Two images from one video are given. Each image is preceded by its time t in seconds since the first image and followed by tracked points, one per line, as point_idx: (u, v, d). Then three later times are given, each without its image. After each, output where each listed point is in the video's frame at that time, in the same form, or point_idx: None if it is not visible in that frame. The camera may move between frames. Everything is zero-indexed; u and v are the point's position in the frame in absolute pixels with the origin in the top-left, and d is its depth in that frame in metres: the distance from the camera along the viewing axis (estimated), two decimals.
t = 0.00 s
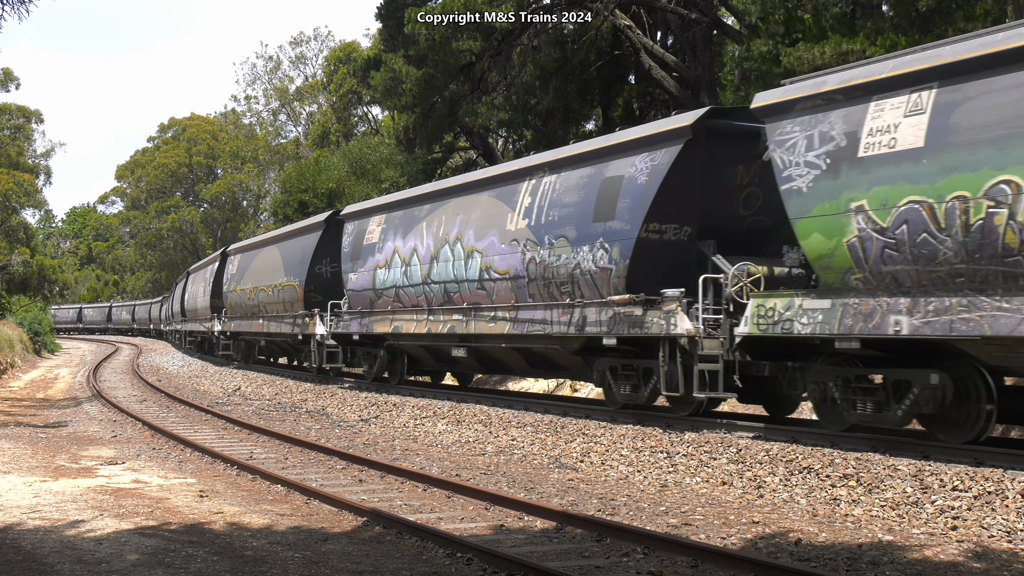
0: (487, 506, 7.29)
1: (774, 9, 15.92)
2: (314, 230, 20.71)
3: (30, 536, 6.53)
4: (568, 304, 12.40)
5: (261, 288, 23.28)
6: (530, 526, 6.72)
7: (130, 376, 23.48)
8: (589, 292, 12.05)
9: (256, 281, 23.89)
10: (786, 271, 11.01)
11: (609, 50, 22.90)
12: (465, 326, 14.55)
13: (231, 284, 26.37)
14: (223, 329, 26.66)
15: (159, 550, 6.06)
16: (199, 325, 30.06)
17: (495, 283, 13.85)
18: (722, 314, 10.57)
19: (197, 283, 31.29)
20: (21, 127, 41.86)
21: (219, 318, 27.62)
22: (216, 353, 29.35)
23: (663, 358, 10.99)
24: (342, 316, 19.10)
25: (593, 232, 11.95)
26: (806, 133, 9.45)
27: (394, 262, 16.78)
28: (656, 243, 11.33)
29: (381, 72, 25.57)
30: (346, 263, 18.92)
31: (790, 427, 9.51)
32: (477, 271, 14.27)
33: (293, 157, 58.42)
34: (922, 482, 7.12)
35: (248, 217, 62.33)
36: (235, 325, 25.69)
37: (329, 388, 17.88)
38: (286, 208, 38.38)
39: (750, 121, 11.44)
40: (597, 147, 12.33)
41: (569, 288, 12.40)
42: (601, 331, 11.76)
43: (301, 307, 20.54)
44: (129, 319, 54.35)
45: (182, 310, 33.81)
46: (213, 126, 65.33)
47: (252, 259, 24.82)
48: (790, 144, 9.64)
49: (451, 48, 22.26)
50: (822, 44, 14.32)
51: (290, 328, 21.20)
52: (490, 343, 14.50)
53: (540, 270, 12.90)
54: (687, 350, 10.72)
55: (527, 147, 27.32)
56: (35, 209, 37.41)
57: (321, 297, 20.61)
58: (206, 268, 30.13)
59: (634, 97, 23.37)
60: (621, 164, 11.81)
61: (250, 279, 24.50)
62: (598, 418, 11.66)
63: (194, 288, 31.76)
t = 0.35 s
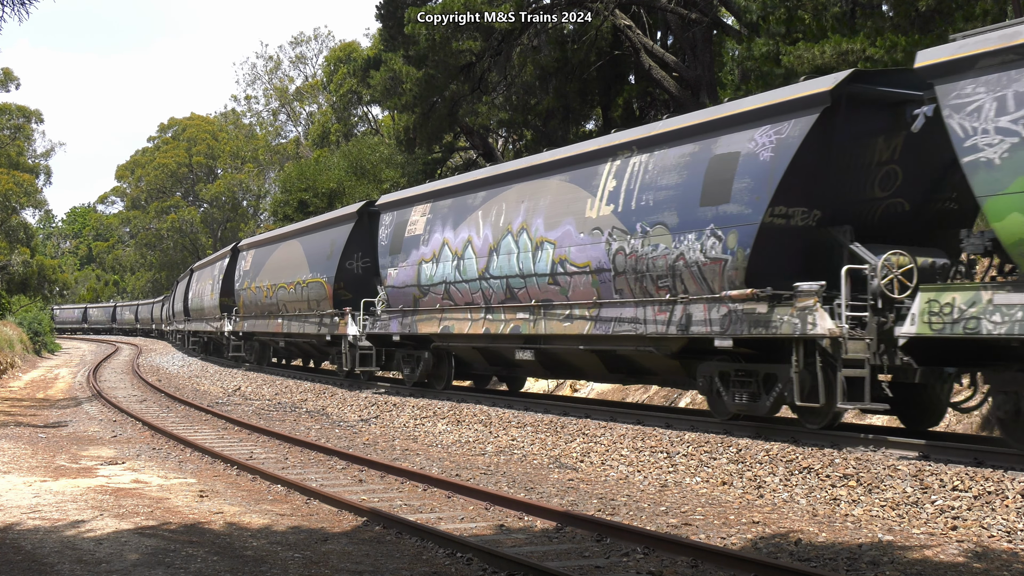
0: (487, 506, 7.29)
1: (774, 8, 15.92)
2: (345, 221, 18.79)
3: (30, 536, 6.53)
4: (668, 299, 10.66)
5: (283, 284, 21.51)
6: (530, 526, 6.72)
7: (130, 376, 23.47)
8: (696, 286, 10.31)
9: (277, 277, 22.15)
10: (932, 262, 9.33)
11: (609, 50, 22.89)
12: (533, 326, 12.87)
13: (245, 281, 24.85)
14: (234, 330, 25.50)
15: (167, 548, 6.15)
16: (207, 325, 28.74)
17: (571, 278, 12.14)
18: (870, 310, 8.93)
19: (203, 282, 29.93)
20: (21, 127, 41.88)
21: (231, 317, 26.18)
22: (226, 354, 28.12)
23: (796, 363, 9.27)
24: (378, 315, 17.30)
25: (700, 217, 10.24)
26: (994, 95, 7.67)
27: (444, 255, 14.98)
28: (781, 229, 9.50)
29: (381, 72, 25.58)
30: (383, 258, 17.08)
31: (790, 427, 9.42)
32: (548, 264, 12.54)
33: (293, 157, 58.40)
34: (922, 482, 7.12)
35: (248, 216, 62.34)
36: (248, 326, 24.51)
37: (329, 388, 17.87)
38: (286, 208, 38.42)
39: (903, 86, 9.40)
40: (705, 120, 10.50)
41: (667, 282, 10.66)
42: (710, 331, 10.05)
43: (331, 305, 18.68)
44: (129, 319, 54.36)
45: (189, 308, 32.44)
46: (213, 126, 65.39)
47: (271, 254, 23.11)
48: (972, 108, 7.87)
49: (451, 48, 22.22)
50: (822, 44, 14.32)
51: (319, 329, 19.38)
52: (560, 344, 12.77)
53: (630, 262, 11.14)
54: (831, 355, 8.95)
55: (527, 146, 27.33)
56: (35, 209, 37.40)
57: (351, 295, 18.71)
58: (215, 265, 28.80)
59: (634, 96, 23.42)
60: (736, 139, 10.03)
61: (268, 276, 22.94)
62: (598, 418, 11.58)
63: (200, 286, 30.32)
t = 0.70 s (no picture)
0: (487, 506, 7.29)
1: (774, 8, 15.91)
2: (384, 211, 17.07)
3: (30, 536, 6.53)
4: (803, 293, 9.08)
5: (311, 279, 19.88)
6: (530, 526, 6.72)
7: (130, 376, 23.47)
8: (841, 278, 8.73)
9: (303, 271, 20.51)
10: None
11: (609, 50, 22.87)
12: (620, 326, 11.25)
13: (263, 276, 23.33)
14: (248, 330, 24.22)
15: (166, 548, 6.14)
16: (216, 324, 27.46)
17: (670, 272, 10.56)
18: None
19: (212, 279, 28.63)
20: (21, 127, 41.88)
21: (244, 316, 24.73)
22: (237, 355, 26.83)
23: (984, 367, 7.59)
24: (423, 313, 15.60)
25: (846, 198, 8.65)
26: None
27: (507, 245, 13.35)
28: (958, 209, 7.95)
29: (381, 72, 25.58)
30: (433, 250, 15.46)
31: (790, 427, 9.42)
32: (642, 255, 10.92)
33: (293, 157, 58.40)
34: (922, 482, 7.12)
35: (248, 217, 62.36)
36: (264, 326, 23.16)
37: (329, 388, 17.87)
38: (286, 208, 38.47)
39: None
40: (800, 98, 9.28)
41: (803, 274, 9.06)
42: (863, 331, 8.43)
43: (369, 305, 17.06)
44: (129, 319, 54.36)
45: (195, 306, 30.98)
46: (213, 126, 65.41)
47: (296, 246, 21.49)
48: None
49: (450, 47, 22.23)
50: (822, 43, 14.32)
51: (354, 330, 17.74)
52: (654, 346, 11.21)
53: (752, 251, 9.55)
54: None
55: (526, 146, 27.33)
56: (35, 209, 37.41)
57: (388, 292, 16.98)
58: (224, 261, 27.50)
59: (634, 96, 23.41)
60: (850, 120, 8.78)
61: (289, 272, 21.39)
62: (597, 418, 11.58)
63: (208, 283, 28.94)
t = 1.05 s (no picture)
0: (487, 506, 7.29)
1: (775, 8, 15.90)
2: (430, 200, 15.85)
3: (30, 536, 6.53)
4: (993, 285, 7.52)
5: (341, 275, 18.56)
6: (530, 526, 6.72)
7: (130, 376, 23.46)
8: None
9: (331, 266, 19.16)
10: None
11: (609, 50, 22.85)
12: (738, 326, 9.81)
13: (282, 273, 22.00)
14: (263, 330, 23.01)
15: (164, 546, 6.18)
16: (225, 324, 26.30)
17: (805, 262, 9.10)
18: None
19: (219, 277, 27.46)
20: (21, 127, 41.84)
21: (258, 316, 23.43)
22: (248, 357, 25.56)
23: None
24: (481, 311, 14.28)
25: None
26: None
27: (587, 235, 11.98)
28: None
29: (381, 71, 25.56)
30: (494, 242, 13.96)
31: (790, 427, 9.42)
32: (766, 243, 9.49)
33: (293, 157, 58.38)
34: (922, 482, 7.12)
35: (248, 216, 62.36)
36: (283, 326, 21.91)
37: (329, 388, 17.87)
38: (286, 208, 38.52)
39: None
40: (808, 96, 9.27)
41: (989, 262, 7.55)
42: None
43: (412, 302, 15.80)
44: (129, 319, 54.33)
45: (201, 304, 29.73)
46: (213, 126, 65.43)
47: (321, 241, 20.13)
48: None
49: (451, 46, 22.22)
50: (822, 43, 14.32)
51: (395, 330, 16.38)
52: (781, 349, 9.66)
53: (922, 236, 8.01)
54: None
55: (526, 146, 27.34)
56: (35, 210, 37.38)
57: (434, 289, 15.81)
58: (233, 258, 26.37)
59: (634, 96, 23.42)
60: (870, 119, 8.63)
61: (314, 265, 20.11)
62: (598, 418, 11.58)
63: (216, 280, 27.72)
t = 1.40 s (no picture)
0: (487, 506, 7.28)
1: (774, 8, 15.90)
2: (488, 187, 14.47)
3: (30, 536, 6.53)
4: None
5: (380, 270, 17.21)
6: (530, 526, 6.72)
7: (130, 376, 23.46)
8: None
9: (366, 261, 17.81)
10: None
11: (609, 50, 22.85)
12: (902, 325, 8.20)
13: (308, 269, 20.71)
14: (282, 330, 21.89)
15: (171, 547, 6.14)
16: (236, 323, 25.34)
17: (998, 248, 7.53)
18: None
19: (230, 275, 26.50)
20: (21, 127, 41.84)
21: (276, 315, 22.36)
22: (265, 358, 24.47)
23: None
24: (555, 310, 12.91)
25: None
26: None
27: (691, 222, 10.49)
28: None
29: (381, 71, 25.54)
30: (570, 232, 12.47)
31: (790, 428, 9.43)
32: (942, 226, 7.93)
33: (293, 157, 58.37)
34: (922, 482, 7.11)
35: (248, 216, 62.38)
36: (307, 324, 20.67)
37: (329, 388, 17.86)
38: (286, 208, 38.56)
39: None
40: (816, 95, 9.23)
41: None
42: None
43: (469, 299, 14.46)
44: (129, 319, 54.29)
45: (210, 304, 28.75)
46: (213, 126, 65.44)
47: (354, 234, 18.76)
48: None
49: (451, 46, 22.22)
50: (822, 43, 14.31)
51: (448, 328, 15.00)
52: (951, 353, 8.08)
53: None
54: None
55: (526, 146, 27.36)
56: (35, 209, 37.36)
57: (491, 284, 14.43)
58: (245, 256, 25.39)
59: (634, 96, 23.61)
60: (900, 112, 8.40)
61: (346, 259, 18.73)
62: (598, 418, 11.58)
63: (226, 280, 26.75)
